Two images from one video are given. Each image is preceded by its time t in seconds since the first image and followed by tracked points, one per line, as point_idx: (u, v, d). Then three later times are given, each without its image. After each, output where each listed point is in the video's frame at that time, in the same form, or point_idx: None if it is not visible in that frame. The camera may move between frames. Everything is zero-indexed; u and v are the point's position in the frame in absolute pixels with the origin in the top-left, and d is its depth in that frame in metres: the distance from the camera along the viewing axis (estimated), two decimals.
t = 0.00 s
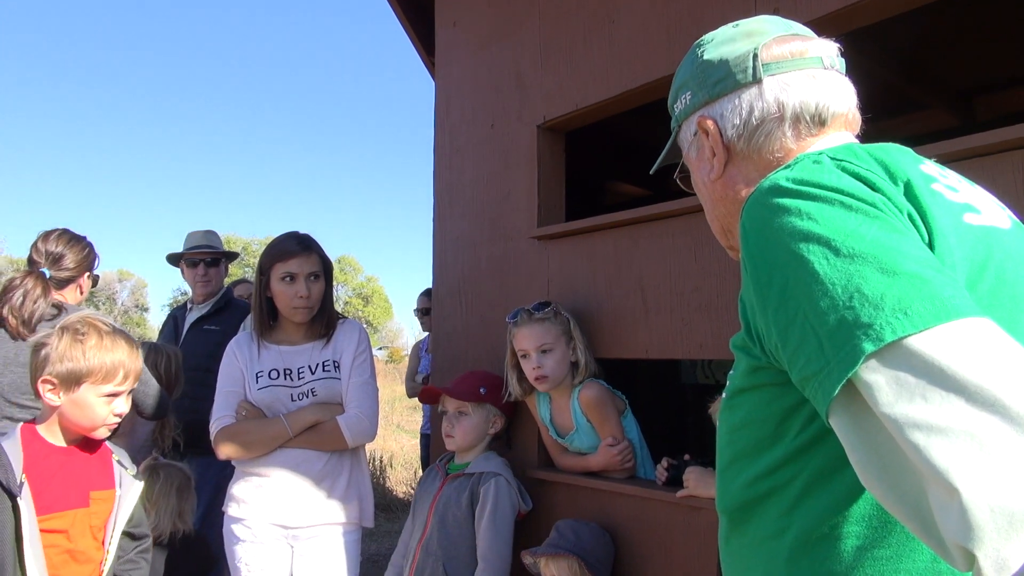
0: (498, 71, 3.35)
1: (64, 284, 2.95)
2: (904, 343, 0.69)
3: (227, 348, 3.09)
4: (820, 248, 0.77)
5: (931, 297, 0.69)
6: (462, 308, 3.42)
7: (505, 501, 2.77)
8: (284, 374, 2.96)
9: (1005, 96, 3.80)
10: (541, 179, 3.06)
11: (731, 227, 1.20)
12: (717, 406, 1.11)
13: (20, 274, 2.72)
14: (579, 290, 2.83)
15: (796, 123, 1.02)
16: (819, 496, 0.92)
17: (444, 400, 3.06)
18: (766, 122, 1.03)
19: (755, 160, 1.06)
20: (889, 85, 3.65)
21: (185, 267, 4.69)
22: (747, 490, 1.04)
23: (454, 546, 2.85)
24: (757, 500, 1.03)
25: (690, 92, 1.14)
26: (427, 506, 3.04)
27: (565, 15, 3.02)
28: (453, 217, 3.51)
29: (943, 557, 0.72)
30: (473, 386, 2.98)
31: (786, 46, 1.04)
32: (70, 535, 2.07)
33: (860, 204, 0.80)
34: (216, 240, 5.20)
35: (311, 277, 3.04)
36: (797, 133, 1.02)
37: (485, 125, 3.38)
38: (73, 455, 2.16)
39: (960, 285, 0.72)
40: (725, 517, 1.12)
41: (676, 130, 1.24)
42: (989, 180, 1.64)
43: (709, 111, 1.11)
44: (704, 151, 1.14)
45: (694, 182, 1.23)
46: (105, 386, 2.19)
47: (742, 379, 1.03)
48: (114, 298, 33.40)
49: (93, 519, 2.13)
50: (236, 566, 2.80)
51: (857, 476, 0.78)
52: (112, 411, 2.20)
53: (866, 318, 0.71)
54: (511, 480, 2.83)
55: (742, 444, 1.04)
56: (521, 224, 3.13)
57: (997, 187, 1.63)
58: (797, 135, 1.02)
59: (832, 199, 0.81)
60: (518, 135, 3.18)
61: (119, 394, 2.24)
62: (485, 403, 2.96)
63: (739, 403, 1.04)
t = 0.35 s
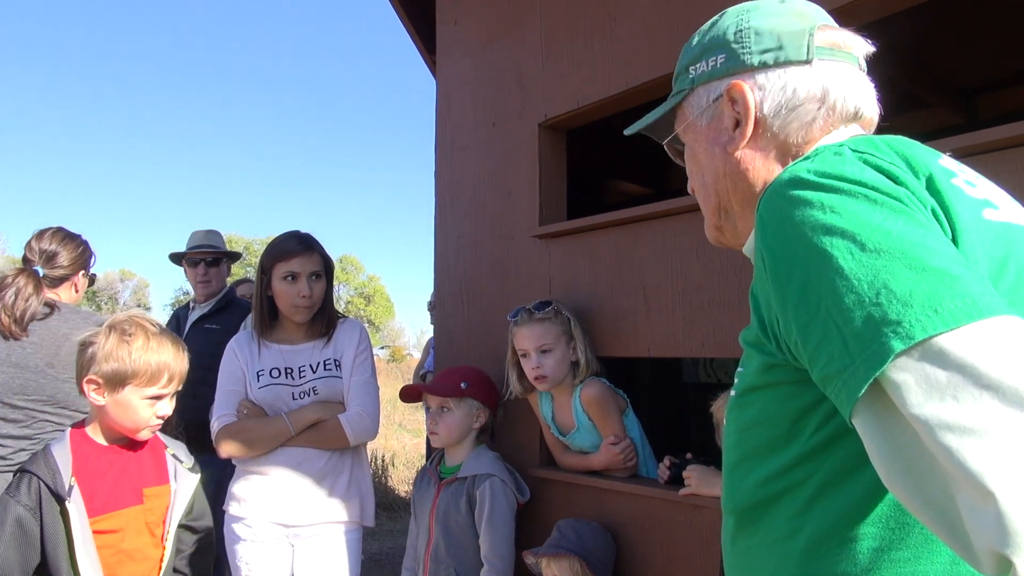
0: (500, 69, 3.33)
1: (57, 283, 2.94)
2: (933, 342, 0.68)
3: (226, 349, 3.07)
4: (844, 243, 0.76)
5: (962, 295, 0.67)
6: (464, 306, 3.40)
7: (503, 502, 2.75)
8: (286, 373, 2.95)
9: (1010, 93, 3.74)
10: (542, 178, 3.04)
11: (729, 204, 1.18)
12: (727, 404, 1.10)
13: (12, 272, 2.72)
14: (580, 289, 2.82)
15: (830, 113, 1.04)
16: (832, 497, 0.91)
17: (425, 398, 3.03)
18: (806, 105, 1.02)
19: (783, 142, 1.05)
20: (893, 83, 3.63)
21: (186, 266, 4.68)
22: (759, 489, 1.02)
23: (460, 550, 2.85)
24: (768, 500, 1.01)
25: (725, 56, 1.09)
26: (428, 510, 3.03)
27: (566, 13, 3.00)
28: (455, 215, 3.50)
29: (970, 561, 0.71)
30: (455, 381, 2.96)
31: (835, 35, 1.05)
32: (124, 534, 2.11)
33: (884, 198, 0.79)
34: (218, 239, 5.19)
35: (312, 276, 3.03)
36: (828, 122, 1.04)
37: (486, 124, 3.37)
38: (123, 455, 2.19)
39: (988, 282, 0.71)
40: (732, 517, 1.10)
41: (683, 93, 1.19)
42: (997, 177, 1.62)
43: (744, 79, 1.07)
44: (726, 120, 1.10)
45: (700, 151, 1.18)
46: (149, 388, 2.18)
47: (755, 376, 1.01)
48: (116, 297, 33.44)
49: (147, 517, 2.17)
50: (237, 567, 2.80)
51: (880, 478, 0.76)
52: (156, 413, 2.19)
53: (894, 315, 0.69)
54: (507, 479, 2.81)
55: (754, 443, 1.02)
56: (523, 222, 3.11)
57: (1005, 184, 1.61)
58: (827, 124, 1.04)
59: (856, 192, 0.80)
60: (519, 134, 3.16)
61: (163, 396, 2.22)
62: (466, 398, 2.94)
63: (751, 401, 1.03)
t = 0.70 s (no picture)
0: (502, 67, 3.31)
1: (54, 280, 2.92)
2: (998, 341, 0.67)
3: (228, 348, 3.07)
4: (898, 235, 0.74)
5: None
6: (465, 304, 3.39)
7: (517, 502, 2.74)
8: (283, 370, 2.93)
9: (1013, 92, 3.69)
10: (544, 177, 3.03)
11: (740, 175, 1.16)
12: (738, 400, 1.08)
13: (9, 269, 2.70)
14: (580, 288, 2.81)
15: (868, 104, 1.09)
16: (854, 497, 0.89)
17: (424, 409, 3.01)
18: (854, 90, 1.06)
19: (825, 121, 1.06)
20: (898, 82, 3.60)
21: (188, 263, 4.67)
22: (770, 488, 1.00)
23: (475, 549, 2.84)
24: (780, 499, 0.99)
25: (781, 17, 1.05)
26: (444, 510, 3.01)
27: (569, 10, 2.98)
28: (457, 213, 3.48)
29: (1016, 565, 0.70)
30: (454, 390, 2.93)
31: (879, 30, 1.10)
32: (164, 541, 2.02)
33: (934, 191, 0.77)
34: (220, 237, 5.18)
35: (312, 270, 3.01)
36: (865, 111, 1.09)
37: (488, 121, 3.35)
38: (152, 458, 2.10)
39: None
40: (734, 515, 1.08)
41: (716, 47, 1.13)
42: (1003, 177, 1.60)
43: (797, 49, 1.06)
44: (767, 86, 1.08)
45: (723, 114, 1.14)
46: (173, 392, 2.05)
47: (774, 371, 0.99)
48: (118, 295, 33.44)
49: (184, 519, 2.09)
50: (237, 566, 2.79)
51: (924, 480, 0.75)
52: (181, 416, 2.07)
53: (956, 312, 0.68)
54: (521, 479, 2.79)
55: (768, 439, 1.00)
56: (524, 221, 3.09)
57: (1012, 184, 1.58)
58: (863, 113, 1.09)
59: (907, 182, 0.78)
60: (521, 132, 3.14)
61: (188, 399, 2.10)
62: (467, 405, 2.91)
63: (767, 397, 1.01)
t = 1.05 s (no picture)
0: (504, 65, 3.31)
1: (52, 277, 2.91)
2: None
3: (230, 346, 3.07)
4: (956, 226, 0.74)
5: None
6: (466, 302, 3.38)
7: (514, 499, 2.75)
8: (286, 368, 2.94)
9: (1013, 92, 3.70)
10: (546, 175, 3.02)
11: (757, 158, 1.15)
12: (752, 393, 1.07)
13: (8, 265, 2.70)
14: (581, 288, 2.81)
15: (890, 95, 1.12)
16: (879, 493, 0.90)
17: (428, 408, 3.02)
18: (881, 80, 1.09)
19: (853, 107, 1.08)
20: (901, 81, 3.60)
21: (189, 261, 4.68)
22: (787, 483, 1.00)
23: (472, 546, 2.85)
24: (795, 494, 0.99)
25: None
26: (444, 505, 3.03)
27: (571, 8, 2.97)
28: (458, 212, 3.48)
29: None
30: (459, 387, 2.94)
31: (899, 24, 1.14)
32: (188, 549, 1.99)
33: (985, 184, 0.77)
34: (220, 235, 5.18)
35: (314, 262, 3.02)
36: (886, 102, 1.12)
37: (490, 119, 3.35)
38: (166, 463, 2.05)
39: None
40: (743, 511, 1.08)
41: (744, 22, 1.13)
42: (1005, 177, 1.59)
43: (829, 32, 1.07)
44: (797, 68, 1.09)
45: (746, 93, 1.13)
46: (191, 396, 2.03)
47: (796, 364, 0.98)
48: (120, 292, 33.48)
49: (200, 524, 2.05)
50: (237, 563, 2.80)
51: (969, 480, 0.75)
52: (199, 419, 2.05)
53: (1016, 309, 0.69)
54: (519, 477, 2.79)
55: (786, 433, 1.00)
56: (525, 219, 3.09)
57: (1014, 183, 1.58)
58: (884, 105, 1.12)
59: (959, 174, 0.78)
60: (523, 131, 3.14)
61: (205, 401, 2.08)
62: (471, 402, 2.91)
63: (785, 389, 1.00)
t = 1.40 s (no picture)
0: (499, 63, 3.31)
1: (43, 275, 2.91)
2: None
3: (227, 344, 3.06)
4: (987, 222, 0.74)
5: None
6: (463, 301, 3.39)
7: (509, 494, 2.75)
8: (285, 366, 2.93)
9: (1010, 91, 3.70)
10: (542, 173, 3.03)
11: (761, 152, 1.15)
12: (759, 391, 1.07)
13: None
14: (577, 288, 2.81)
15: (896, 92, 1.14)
16: (894, 491, 0.90)
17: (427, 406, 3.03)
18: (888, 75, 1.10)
19: (860, 102, 1.09)
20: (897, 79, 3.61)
21: (184, 260, 4.67)
22: (796, 481, 1.00)
23: (463, 539, 2.85)
24: (804, 493, 0.99)
25: None
26: (438, 501, 3.04)
27: (567, 7, 2.98)
28: (454, 211, 3.48)
29: None
30: (456, 386, 2.94)
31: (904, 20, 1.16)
32: (170, 542, 1.97)
33: (1013, 179, 0.78)
34: (216, 234, 5.18)
35: (313, 259, 3.03)
36: (892, 99, 1.13)
37: (486, 118, 3.35)
38: (151, 458, 2.05)
39: None
40: (748, 509, 1.07)
41: (752, 12, 1.13)
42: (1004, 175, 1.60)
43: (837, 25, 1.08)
44: (805, 60, 1.09)
45: (753, 85, 1.13)
46: (177, 393, 2.03)
47: (809, 361, 0.98)
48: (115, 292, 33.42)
49: (185, 519, 2.03)
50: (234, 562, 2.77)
51: (994, 481, 0.76)
52: (185, 414, 2.06)
53: None
54: (514, 473, 2.80)
55: (796, 431, 1.00)
56: (521, 218, 3.09)
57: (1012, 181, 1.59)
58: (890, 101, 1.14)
59: (987, 169, 0.79)
60: (519, 129, 3.15)
61: (191, 397, 2.09)
62: (469, 400, 2.91)
63: (796, 387, 1.00)
